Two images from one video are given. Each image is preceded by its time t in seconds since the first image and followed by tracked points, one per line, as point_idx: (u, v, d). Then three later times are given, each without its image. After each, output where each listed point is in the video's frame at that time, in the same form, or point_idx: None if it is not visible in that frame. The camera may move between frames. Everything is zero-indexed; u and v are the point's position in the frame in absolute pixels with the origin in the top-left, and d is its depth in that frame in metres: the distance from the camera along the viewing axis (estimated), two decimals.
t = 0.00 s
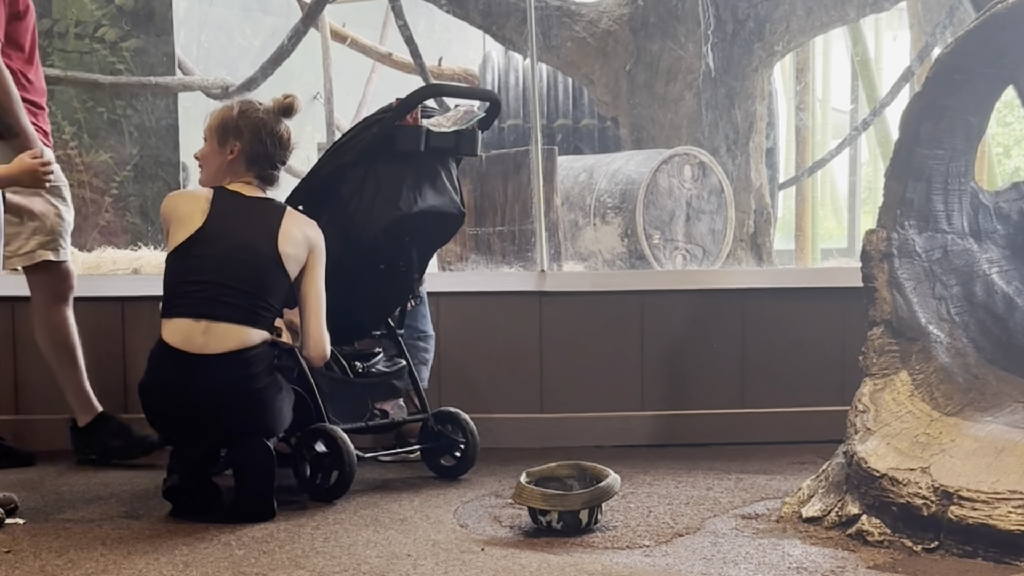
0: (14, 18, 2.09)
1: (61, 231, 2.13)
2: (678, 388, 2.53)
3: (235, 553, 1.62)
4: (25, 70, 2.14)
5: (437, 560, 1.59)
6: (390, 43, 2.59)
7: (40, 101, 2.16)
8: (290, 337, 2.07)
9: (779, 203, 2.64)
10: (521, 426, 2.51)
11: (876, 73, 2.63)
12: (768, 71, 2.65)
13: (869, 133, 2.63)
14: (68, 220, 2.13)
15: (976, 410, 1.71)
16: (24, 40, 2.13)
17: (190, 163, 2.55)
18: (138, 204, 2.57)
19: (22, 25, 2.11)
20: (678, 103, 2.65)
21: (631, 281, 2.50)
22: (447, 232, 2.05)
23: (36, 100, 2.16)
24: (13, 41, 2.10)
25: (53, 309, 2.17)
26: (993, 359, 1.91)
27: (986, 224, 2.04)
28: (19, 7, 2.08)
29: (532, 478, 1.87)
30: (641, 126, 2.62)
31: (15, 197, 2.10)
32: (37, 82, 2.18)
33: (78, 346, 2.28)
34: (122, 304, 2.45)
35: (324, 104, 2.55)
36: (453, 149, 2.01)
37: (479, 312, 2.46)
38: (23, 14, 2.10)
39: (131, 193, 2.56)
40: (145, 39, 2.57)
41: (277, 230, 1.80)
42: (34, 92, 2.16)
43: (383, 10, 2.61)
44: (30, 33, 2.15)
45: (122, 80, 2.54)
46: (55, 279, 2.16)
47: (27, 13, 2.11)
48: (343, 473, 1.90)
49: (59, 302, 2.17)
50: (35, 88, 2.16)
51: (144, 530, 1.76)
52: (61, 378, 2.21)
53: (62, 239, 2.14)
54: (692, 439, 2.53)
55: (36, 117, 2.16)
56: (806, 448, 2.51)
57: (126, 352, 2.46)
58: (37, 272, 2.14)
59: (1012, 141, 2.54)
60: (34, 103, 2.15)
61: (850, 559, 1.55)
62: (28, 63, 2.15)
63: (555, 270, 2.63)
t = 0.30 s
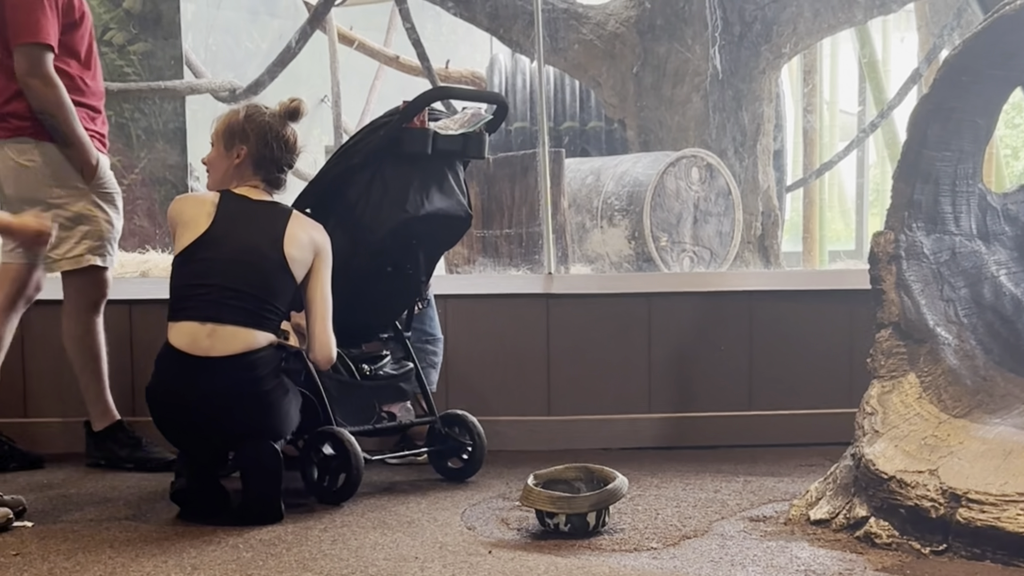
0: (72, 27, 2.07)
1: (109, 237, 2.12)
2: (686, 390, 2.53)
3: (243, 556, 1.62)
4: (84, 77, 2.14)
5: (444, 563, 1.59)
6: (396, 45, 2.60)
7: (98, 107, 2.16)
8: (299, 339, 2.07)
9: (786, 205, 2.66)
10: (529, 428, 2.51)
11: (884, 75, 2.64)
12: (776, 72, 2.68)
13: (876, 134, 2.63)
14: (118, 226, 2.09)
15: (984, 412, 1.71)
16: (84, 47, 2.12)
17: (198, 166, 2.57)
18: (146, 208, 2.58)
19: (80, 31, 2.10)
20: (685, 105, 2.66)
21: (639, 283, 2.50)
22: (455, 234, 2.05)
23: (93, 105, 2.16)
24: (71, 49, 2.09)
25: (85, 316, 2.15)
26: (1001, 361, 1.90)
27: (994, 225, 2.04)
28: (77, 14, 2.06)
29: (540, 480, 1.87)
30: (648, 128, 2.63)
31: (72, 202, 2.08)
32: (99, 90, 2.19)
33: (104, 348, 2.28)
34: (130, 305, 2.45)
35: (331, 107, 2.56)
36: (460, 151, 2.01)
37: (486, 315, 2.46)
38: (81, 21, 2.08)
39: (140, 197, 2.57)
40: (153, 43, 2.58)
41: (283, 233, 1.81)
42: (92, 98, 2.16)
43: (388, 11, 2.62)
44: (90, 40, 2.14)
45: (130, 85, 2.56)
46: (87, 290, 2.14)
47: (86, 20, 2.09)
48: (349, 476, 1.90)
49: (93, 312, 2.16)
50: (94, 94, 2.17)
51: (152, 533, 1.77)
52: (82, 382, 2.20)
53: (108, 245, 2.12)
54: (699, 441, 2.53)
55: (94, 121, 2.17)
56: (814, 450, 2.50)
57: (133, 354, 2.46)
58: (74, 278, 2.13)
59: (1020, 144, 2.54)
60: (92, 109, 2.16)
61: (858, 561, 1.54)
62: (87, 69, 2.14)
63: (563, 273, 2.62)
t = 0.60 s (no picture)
0: (116, 34, 2.11)
1: (138, 245, 2.15)
2: (697, 393, 2.53)
3: (255, 558, 1.63)
4: (126, 84, 2.17)
5: (456, 565, 1.60)
6: (407, 49, 2.63)
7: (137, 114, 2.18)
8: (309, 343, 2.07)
9: (797, 207, 2.66)
10: (540, 431, 2.51)
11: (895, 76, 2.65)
12: (786, 75, 2.69)
13: (888, 137, 2.64)
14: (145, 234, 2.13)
15: (996, 414, 1.70)
16: (126, 54, 2.15)
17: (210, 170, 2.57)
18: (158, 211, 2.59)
19: (123, 39, 2.13)
20: (696, 108, 2.69)
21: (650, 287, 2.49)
22: (466, 237, 2.06)
23: (133, 112, 2.18)
24: (113, 56, 2.13)
25: (105, 317, 2.17)
26: (1014, 363, 1.88)
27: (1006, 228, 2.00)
28: (122, 23, 2.10)
29: (551, 483, 1.87)
30: (660, 132, 2.67)
31: (101, 210, 2.12)
32: (139, 94, 2.20)
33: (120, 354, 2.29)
34: (143, 310, 2.45)
35: (343, 111, 2.58)
36: (471, 154, 2.01)
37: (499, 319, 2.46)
38: (125, 29, 2.12)
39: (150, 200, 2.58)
40: (164, 47, 2.59)
41: (292, 236, 1.82)
42: (132, 104, 2.18)
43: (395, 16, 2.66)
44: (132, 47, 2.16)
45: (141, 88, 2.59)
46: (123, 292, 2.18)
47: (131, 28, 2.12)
48: (361, 478, 1.91)
49: (114, 314, 2.18)
50: (135, 101, 2.19)
51: (164, 535, 1.77)
52: (98, 385, 2.21)
53: (137, 254, 2.16)
54: (711, 444, 2.53)
55: (135, 128, 2.19)
56: (826, 453, 2.50)
57: (145, 359, 2.47)
58: (98, 279, 2.15)
59: None
60: (131, 116, 2.18)
61: (870, 564, 1.54)
62: (128, 76, 2.17)
63: (574, 275, 2.60)
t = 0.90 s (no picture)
0: (145, 43, 2.13)
1: (158, 254, 2.16)
2: (714, 398, 2.52)
3: (272, 564, 1.64)
4: (157, 93, 2.19)
5: (472, 571, 1.60)
6: (424, 56, 2.66)
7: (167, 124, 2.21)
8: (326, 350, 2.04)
9: (815, 211, 2.63)
10: (557, 436, 2.50)
11: (913, 81, 2.61)
12: (803, 79, 2.72)
13: (906, 141, 2.59)
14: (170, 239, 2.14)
15: (1016, 420, 1.69)
16: (157, 62, 2.17)
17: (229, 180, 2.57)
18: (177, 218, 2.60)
19: (154, 47, 2.15)
20: (713, 112, 2.73)
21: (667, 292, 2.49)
22: (483, 243, 2.07)
23: (165, 119, 2.21)
24: (143, 64, 2.15)
25: (129, 323, 2.19)
26: None
27: None
28: (149, 33, 2.11)
29: (568, 488, 1.87)
30: (677, 136, 2.70)
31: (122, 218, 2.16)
32: (173, 101, 2.22)
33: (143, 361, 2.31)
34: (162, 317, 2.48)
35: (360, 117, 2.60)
36: (488, 160, 2.02)
37: (517, 325, 2.47)
38: (154, 38, 2.13)
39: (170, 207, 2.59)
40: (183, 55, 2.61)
41: (306, 242, 1.82)
42: (164, 112, 2.21)
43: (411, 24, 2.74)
44: (166, 54, 2.17)
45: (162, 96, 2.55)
46: (194, 297, 2.35)
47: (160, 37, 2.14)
48: (379, 483, 1.91)
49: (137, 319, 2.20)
50: (169, 109, 2.22)
51: (184, 540, 1.79)
52: (119, 389, 2.21)
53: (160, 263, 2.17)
54: (728, 449, 2.52)
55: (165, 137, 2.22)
56: (844, 458, 2.49)
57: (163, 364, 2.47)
58: (120, 285, 2.17)
59: None
60: (163, 123, 2.21)
61: (889, 569, 1.53)
62: (161, 83, 2.19)
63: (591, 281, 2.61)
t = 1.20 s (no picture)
0: (187, 54, 2.18)
1: (189, 257, 2.20)
2: (743, 404, 2.51)
3: (302, 570, 1.65)
4: (201, 103, 2.23)
5: None
6: (453, 64, 2.63)
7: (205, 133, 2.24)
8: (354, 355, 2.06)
9: (846, 217, 2.63)
10: (585, 443, 2.50)
11: (944, 87, 2.61)
12: (833, 84, 2.64)
13: (937, 146, 2.61)
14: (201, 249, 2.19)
15: None
16: (202, 72, 2.21)
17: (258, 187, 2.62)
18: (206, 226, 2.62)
19: (199, 58, 2.19)
20: (742, 119, 2.67)
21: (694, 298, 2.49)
22: (512, 250, 2.07)
23: (209, 130, 2.24)
24: (188, 74, 2.21)
25: (170, 329, 2.23)
26: None
27: None
28: (189, 45, 2.17)
29: (597, 495, 1.87)
30: (705, 143, 2.66)
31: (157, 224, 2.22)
32: (217, 111, 2.25)
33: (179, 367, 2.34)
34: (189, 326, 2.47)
35: (389, 125, 2.61)
36: (516, 168, 2.03)
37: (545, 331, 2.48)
38: (196, 49, 2.18)
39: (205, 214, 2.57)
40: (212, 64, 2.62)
41: (332, 249, 1.84)
42: (209, 122, 2.25)
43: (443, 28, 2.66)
44: (211, 65, 2.21)
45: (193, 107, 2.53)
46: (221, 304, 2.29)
47: (203, 48, 2.18)
48: (409, 490, 1.92)
49: (176, 324, 2.24)
50: (214, 119, 2.25)
51: (215, 548, 1.80)
52: (152, 390, 2.26)
53: (190, 266, 2.20)
54: (758, 456, 2.51)
55: (207, 146, 2.25)
56: (875, 465, 2.47)
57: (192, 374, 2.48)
58: (162, 290, 2.22)
59: None
60: (207, 133, 2.24)
61: None
62: (207, 93, 2.23)
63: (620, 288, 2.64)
